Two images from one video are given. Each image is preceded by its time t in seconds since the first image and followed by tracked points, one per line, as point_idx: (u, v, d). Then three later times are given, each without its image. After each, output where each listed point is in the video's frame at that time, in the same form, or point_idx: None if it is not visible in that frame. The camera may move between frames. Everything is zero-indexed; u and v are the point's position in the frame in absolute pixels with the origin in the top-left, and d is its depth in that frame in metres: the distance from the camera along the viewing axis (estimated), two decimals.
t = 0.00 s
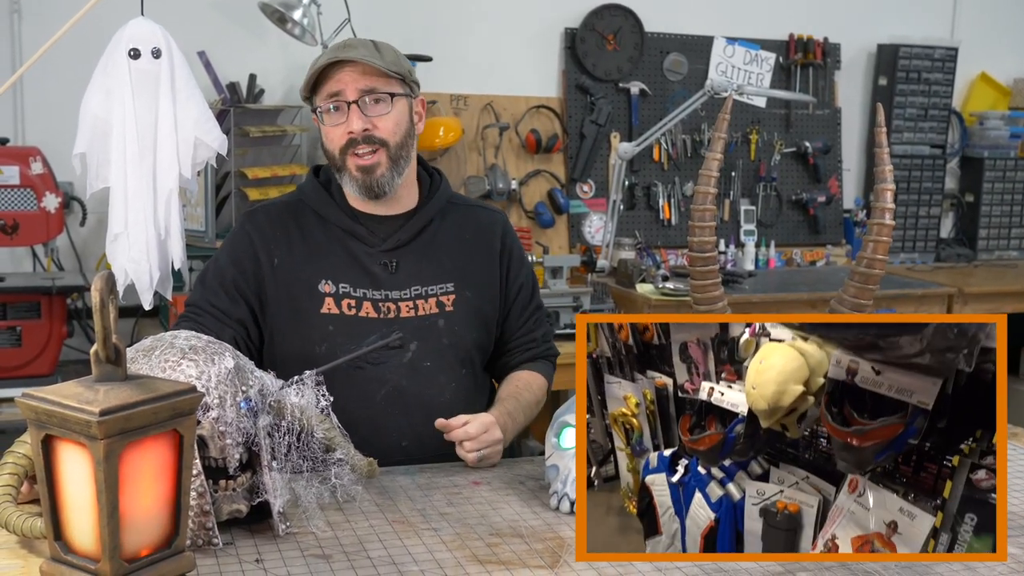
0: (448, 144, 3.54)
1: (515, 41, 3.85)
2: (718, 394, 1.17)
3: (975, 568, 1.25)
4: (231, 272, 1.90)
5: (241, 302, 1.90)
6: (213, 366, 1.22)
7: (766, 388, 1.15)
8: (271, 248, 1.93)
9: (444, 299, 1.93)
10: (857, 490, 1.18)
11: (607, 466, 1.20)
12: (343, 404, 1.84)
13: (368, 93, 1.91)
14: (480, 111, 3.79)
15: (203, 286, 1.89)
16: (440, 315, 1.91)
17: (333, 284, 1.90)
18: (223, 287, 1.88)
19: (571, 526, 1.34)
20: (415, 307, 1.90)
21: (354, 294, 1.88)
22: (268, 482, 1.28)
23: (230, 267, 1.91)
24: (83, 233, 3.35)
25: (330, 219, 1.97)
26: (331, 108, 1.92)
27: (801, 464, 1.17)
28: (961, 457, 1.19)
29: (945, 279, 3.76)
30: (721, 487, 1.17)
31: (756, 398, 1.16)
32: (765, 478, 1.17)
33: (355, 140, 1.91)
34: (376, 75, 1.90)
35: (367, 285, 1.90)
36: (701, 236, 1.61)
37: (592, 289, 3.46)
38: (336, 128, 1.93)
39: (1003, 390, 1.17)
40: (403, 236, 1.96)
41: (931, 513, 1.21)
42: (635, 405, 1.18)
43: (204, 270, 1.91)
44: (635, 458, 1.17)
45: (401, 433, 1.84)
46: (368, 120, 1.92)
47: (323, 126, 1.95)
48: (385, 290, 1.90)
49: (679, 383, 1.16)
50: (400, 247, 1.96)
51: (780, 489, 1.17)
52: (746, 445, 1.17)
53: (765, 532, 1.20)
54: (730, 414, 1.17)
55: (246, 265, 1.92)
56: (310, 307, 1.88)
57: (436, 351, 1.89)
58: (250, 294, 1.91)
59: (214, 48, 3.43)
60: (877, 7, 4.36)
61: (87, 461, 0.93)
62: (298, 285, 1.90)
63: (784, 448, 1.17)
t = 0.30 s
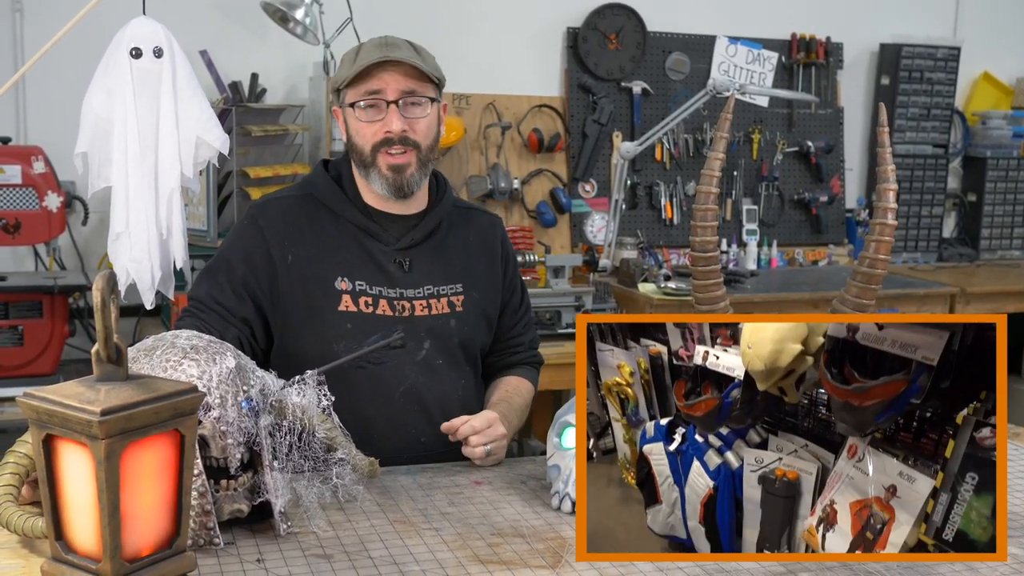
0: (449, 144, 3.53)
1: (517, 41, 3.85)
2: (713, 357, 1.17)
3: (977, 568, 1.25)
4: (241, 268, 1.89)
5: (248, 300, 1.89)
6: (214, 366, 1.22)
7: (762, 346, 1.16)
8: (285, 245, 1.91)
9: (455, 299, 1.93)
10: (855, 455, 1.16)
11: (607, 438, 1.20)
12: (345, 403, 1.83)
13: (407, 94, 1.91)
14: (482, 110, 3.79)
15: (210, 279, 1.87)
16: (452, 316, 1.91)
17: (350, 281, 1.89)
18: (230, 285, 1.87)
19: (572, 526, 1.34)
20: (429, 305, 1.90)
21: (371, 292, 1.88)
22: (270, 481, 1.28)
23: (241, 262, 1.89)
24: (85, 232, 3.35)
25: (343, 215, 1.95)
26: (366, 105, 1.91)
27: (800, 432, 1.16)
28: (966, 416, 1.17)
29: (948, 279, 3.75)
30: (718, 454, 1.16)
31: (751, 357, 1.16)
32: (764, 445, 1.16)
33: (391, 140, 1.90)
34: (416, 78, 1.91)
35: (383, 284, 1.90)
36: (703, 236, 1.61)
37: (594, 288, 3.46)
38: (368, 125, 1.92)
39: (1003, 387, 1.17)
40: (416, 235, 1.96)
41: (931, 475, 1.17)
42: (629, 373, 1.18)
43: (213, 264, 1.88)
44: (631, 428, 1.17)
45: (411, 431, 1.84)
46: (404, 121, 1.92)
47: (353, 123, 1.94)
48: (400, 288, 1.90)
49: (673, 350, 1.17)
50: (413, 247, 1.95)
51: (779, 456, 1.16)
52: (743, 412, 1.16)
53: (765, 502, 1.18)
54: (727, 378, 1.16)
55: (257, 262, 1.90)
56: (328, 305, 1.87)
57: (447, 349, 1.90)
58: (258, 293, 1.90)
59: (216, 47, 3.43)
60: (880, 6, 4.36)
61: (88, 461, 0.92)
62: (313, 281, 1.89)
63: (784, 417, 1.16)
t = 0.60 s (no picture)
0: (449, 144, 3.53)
1: (516, 41, 3.85)
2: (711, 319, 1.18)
3: (975, 568, 1.25)
4: (236, 265, 1.89)
5: (243, 296, 1.88)
6: (212, 366, 1.22)
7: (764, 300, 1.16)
8: (279, 242, 1.91)
9: (448, 298, 1.93)
10: (859, 420, 1.13)
11: (606, 410, 1.19)
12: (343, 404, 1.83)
13: (434, 109, 1.89)
14: (481, 110, 3.78)
15: (206, 276, 1.87)
16: (444, 315, 1.91)
17: (341, 280, 1.89)
18: (225, 281, 1.87)
19: (571, 527, 1.34)
20: (422, 305, 1.90)
21: (362, 291, 1.88)
22: (267, 482, 1.28)
23: (236, 259, 1.89)
24: (84, 232, 3.35)
25: (337, 214, 1.95)
26: (392, 114, 1.88)
27: (802, 399, 1.14)
28: (977, 373, 1.14)
29: (947, 279, 3.76)
30: (717, 421, 1.14)
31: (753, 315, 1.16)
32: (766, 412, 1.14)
33: (412, 153, 1.89)
34: (444, 92, 1.90)
35: (375, 283, 1.90)
36: (701, 236, 1.61)
37: (593, 288, 3.46)
38: (389, 132, 1.90)
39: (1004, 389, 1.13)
40: (410, 235, 1.96)
41: (937, 438, 1.14)
42: (626, 338, 1.18)
43: (208, 261, 1.88)
44: (631, 397, 1.16)
45: (407, 431, 1.86)
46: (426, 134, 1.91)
47: (374, 127, 1.90)
48: (393, 287, 1.90)
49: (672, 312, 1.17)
50: (407, 247, 1.95)
51: (780, 423, 1.14)
52: (743, 376, 1.15)
53: (766, 469, 1.15)
54: (725, 339, 1.16)
55: (252, 259, 1.90)
56: (318, 303, 1.87)
57: (439, 349, 1.90)
58: (253, 289, 1.90)
59: (215, 47, 3.43)
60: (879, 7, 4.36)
61: (85, 461, 0.92)
62: (306, 279, 1.89)
63: (786, 383, 1.14)
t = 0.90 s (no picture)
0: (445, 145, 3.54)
1: (513, 43, 3.85)
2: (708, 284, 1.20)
3: (971, 568, 1.25)
4: (231, 264, 1.89)
5: (239, 297, 1.89)
6: (209, 368, 1.22)
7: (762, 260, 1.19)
8: (274, 243, 1.92)
9: (443, 298, 1.93)
10: (864, 380, 1.14)
11: (604, 382, 1.20)
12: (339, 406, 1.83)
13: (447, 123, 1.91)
14: (478, 112, 3.78)
15: (201, 277, 1.86)
16: (439, 314, 1.91)
17: (337, 281, 1.89)
18: (221, 282, 1.87)
19: (568, 528, 1.34)
20: (416, 305, 1.90)
21: (358, 292, 1.88)
22: (264, 483, 1.28)
23: (231, 260, 1.90)
24: (80, 234, 3.35)
25: (332, 215, 1.95)
26: (408, 124, 1.87)
27: (804, 363, 1.15)
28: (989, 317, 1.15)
29: (943, 280, 3.76)
30: (716, 385, 1.16)
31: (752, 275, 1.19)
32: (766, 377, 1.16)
33: (422, 164, 1.90)
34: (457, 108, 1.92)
35: (370, 283, 1.90)
36: (697, 237, 1.61)
37: (590, 289, 3.47)
38: (402, 142, 1.89)
39: (1003, 392, 1.15)
40: (406, 235, 1.95)
41: (944, 398, 1.15)
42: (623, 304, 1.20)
43: (203, 262, 1.88)
44: (627, 365, 1.19)
45: (403, 430, 1.85)
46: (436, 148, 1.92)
47: (387, 135, 1.89)
48: (388, 287, 1.90)
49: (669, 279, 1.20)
50: (402, 247, 1.95)
51: (781, 388, 1.16)
52: (741, 339, 1.16)
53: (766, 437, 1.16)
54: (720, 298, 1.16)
55: (248, 260, 1.91)
56: (315, 304, 1.87)
57: (433, 349, 1.89)
58: (249, 291, 1.90)
59: (211, 48, 3.43)
60: (875, 8, 4.37)
61: (81, 463, 0.92)
62: (302, 280, 1.89)
63: (786, 348, 1.16)
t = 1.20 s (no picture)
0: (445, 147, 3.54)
1: (511, 45, 3.85)
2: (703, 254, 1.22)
3: (969, 569, 1.25)
4: (235, 265, 1.88)
5: (241, 299, 1.88)
6: (207, 369, 1.22)
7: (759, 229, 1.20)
8: (280, 245, 1.91)
9: (444, 302, 1.94)
10: (865, 344, 1.15)
11: (597, 353, 1.22)
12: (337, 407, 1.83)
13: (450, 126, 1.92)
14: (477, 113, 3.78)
15: (201, 277, 1.86)
16: (441, 319, 1.92)
17: (343, 283, 1.89)
18: (224, 283, 1.86)
19: (567, 529, 1.34)
20: (420, 309, 1.91)
21: (363, 294, 1.88)
22: (263, 485, 1.28)
23: (233, 260, 1.88)
24: (79, 236, 3.35)
25: (337, 217, 1.95)
26: (412, 122, 1.88)
27: (803, 331, 1.16)
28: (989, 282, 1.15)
29: (941, 281, 3.77)
30: (710, 352, 1.16)
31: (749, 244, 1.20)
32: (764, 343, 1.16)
33: (423, 165, 1.91)
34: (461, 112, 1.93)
35: (374, 285, 1.90)
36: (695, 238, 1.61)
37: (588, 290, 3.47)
38: (405, 142, 1.90)
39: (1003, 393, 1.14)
40: (411, 239, 1.97)
41: (951, 358, 1.14)
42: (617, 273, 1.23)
43: (205, 262, 1.87)
44: (620, 335, 1.21)
45: (409, 432, 1.86)
46: (439, 149, 1.93)
47: (391, 133, 1.90)
48: (392, 290, 1.90)
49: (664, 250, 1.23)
50: (408, 251, 1.96)
51: (780, 355, 1.16)
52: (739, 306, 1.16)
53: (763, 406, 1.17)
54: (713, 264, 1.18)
55: (252, 261, 1.90)
56: (319, 306, 1.87)
57: (434, 352, 1.90)
58: (251, 292, 1.89)
59: (210, 50, 3.43)
60: (873, 10, 4.37)
61: (80, 464, 0.92)
62: (306, 280, 1.89)
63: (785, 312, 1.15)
